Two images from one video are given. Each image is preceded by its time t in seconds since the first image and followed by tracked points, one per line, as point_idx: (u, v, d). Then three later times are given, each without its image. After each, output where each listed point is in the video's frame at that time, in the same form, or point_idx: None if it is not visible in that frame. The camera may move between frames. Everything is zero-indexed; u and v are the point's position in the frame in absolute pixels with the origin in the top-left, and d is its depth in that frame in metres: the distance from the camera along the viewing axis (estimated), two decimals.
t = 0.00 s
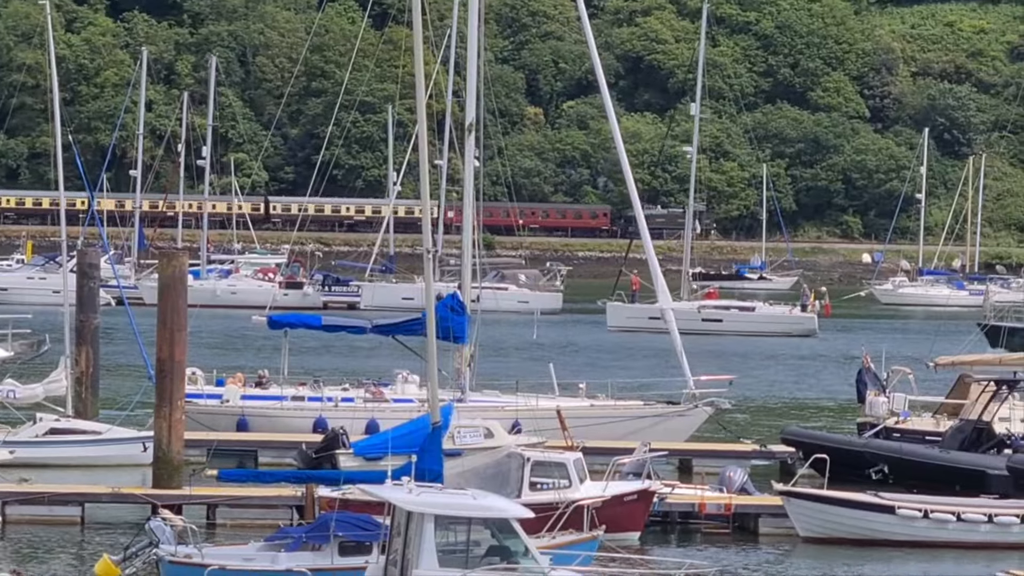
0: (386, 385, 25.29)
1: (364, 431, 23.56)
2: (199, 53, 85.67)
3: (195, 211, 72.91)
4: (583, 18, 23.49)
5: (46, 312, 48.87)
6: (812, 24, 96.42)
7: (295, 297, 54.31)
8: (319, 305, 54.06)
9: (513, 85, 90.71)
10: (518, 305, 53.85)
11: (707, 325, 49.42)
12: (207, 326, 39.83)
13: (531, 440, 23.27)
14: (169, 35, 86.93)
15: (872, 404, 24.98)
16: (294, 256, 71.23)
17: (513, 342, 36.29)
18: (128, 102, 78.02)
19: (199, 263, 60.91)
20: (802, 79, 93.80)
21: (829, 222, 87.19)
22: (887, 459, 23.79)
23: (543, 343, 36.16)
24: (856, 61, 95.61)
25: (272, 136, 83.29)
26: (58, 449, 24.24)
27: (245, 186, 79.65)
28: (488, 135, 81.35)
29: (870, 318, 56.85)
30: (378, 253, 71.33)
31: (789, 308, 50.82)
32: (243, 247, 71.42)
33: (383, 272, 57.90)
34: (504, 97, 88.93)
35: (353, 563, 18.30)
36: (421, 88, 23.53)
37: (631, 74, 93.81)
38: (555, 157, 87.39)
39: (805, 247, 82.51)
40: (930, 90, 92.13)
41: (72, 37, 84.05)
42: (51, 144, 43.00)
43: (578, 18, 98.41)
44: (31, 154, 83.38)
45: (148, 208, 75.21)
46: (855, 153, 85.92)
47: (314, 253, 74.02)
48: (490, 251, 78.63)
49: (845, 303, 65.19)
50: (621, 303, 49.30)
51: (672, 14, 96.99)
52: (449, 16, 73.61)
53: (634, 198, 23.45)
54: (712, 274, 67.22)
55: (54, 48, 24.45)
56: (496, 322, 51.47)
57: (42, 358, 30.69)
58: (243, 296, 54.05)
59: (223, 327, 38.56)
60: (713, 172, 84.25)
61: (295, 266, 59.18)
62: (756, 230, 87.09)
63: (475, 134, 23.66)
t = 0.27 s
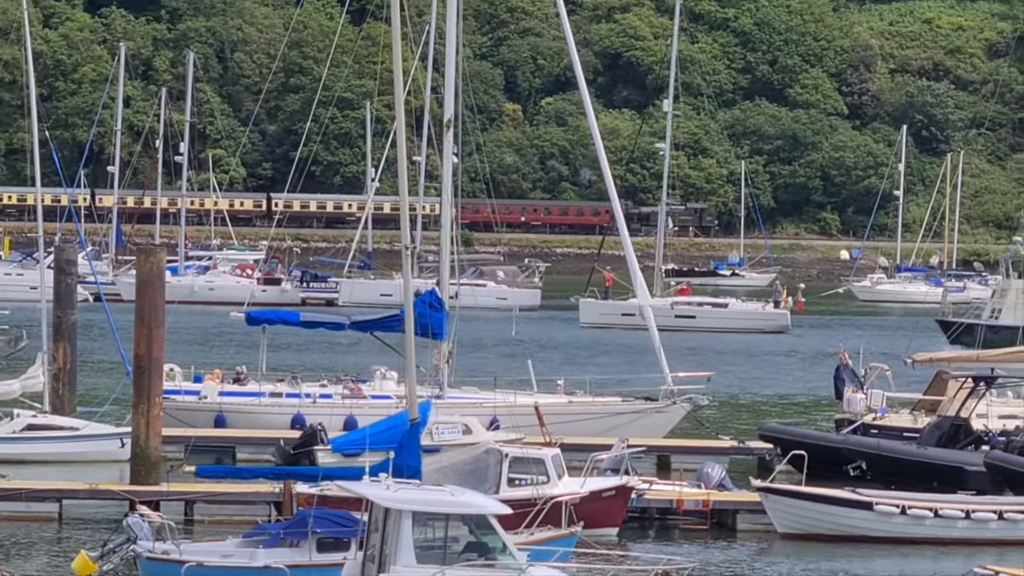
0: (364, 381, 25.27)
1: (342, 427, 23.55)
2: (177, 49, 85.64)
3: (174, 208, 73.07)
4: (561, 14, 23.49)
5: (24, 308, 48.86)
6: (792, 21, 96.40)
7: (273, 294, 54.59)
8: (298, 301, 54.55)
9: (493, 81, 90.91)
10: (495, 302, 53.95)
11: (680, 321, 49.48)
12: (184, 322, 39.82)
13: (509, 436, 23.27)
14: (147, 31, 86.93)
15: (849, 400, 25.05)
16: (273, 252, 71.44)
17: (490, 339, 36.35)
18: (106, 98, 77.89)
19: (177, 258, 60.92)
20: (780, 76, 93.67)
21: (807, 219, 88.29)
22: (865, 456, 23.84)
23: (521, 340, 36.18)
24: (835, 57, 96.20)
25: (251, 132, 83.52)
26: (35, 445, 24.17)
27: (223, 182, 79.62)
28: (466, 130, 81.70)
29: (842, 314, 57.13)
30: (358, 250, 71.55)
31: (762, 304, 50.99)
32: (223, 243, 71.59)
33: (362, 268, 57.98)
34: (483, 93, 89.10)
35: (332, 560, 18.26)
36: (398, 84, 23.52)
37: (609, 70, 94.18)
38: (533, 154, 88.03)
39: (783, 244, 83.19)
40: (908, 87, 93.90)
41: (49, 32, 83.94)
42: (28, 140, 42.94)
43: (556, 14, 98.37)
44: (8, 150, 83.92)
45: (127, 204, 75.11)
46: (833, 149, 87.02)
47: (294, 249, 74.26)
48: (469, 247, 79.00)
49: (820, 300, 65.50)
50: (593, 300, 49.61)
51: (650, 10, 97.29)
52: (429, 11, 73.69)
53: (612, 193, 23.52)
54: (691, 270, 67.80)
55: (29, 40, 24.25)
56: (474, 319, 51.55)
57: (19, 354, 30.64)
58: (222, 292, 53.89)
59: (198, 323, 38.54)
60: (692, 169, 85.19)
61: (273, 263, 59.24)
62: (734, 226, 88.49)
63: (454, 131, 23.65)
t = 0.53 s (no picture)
0: (343, 378, 25.26)
1: (321, 424, 23.54)
2: (156, 45, 85.61)
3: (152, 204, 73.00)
4: (541, 11, 23.45)
5: (2, 305, 48.87)
6: (771, 18, 97.39)
7: (252, 291, 54.64)
8: (276, 297, 54.67)
9: (472, 77, 91.32)
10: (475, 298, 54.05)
11: (654, 317, 49.66)
12: (161, 318, 39.82)
13: (488, 433, 23.28)
14: (126, 28, 87.05)
15: (829, 396, 25.09)
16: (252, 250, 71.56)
17: (468, 336, 36.39)
18: (84, 94, 77.83)
19: (156, 256, 61.02)
20: (759, 73, 94.71)
21: (787, 215, 87.94)
22: (845, 452, 23.87)
23: (499, 337, 36.23)
24: (814, 54, 96.68)
25: (230, 128, 83.45)
26: (14, 442, 24.13)
27: (202, 178, 79.62)
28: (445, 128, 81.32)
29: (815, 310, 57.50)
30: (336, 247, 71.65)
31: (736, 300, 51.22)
32: (201, 240, 71.66)
33: (341, 264, 58.08)
34: (462, 90, 89.31)
35: (311, 556, 18.23)
36: (377, 81, 23.50)
37: (589, 67, 94.20)
38: (512, 150, 88.17)
39: (762, 240, 82.95)
40: (887, 85, 94.26)
41: (27, 28, 83.97)
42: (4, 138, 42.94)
43: (536, 10, 98.65)
44: None
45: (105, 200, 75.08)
46: (812, 146, 86.73)
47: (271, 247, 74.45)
48: (448, 244, 79.20)
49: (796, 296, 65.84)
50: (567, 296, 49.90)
51: (630, 6, 97.53)
52: (407, 9, 73.67)
53: (591, 190, 23.44)
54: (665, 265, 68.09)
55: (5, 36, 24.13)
56: (453, 315, 51.59)
57: None
58: (200, 289, 53.82)
59: (177, 320, 38.56)
60: (671, 165, 87.05)
61: (252, 259, 59.33)
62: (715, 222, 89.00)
63: (433, 127, 23.64)
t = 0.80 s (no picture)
0: (319, 376, 25.25)
1: (296, 422, 23.53)
2: (132, 42, 85.49)
3: (128, 202, 73.18)
4: (518, 9, 23.45)
5: None
6: (748, 16, 98.72)
7: (228, 289, 54.92)
8: (253, 295, 55.00)
9: (449, 76, 91.77)
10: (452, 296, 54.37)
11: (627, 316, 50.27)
12: (138, 316, 39.96)
13: (464, 431, 23.26)
14: (103, 26, 87.27)
15: (805, 395, 25.14)
16: (228, 247, 72.16)
17: (443, 335, 36.46)
18: (60, 92, 77.94)
19: (133, 253, 61.38)
20: (736, 72, 95.92)
21: (763, 213, 88.88)
22: (821, 451, 23.90)
23: (474, 336, 36.33)
24: (791, 52, 97.29)
25: (205, 126, 83.13)
26: None
27: (178, 176, 79.84)
28: (422, 125, 81.26)
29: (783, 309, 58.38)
30: (312, 244, 72.05)
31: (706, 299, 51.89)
32: (176, 238, 72.04)
33: (317, 262, 58.63)
34: (439, 87, 89.74)
35: (288, 555, 18.20)
36: (354, 78, 23.51)
37: (565, 65, 94.45)
38: (488, 148, 88.39)
39: (738, 238, 84.79)
40: (864, 83, 94.60)
41: (4, 26, 84.25)
42: None
43: (513, 9, 99.44)
44: None
45: (81, 198, 75.25)
46: (789, 145, 87.18)
47: (248, 245, 75.16)
48: (424, 242, 79.88)
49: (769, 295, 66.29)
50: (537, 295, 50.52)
51: (606, 5, 98.05)
52: (383, 6, 73.79)
53: (567, 188, 23.40)
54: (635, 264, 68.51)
55: None
56: (430, 314, 51.98)
57: None
58: (176, 287, 54.46)
59: (153, 317, 38.70)
60: (647, 163, 87.87)
61: (229, 257, 59.78)
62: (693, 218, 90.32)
63: (410, 125, 23.64)
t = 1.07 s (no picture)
0: (297, 373, 25.27)
1: (275, 418, 23.56)
2: (111, 39, 85.86)
3: (105, 199, 73.59)
4: (497, 6, 23.46)
5: None
6: (726, 13, 99.44)
7: (206, 285, 55.37)
8: (231, 292, 55.45)
9: (427, 73, 92.63)
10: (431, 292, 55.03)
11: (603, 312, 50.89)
12: (115, 313, 40.07)
13: (442, 428, 23.28)
14: (80, 21, 87.00)
15: (783, 391, 25.19)
16: (206, 243, 72.97)
17: (420, 331, 36.61)
18: (38, 88, 78.28)
19: (110, 250, 61.97)
20: (714, 68, 97.40)
21: (742, 211, 90.98)
22: (800, 448, 23.95)
23: (452, 331, 36.53)
24: (769, 49, 98.71)
25: (185, 122, 83.64)
26: None
27: (155, 173, 80.41)
28: (401, 123, 81.35)
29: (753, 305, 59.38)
30: (290, 242, 72.77)
31: (678, 295, 52.73)
32: (155, 234, 72.73)
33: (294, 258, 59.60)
34: (418, 84, 90.77)
35: (265, 552, 18.12)
36: (333, 76, 23.49)
37: (544, 62, 95.02)
38: (466, 145, 88.99)
39: (716, 236, 86.11)
40: (842, 80, 95.98)
41: None
42: None
43: (491, 5, 100.30)
44: None
45: (59, 194, 75.60)
46: (766, 142, 89.56)
47: (228, 241, 76.16)
48: (402, 240, 80.86)
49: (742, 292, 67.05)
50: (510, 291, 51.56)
51: (584, 2, 98.71)
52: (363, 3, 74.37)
53: (546, 185, 23.39)
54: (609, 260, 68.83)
55: None
56: (409, 310, 52.71)
57: None
58: (154, 283, 54.81)
59: (130, 314, 38.82)
60: (626, 161, 89.59)
61: (207, 254, 60.40)
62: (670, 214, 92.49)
63: (388, 122, 23.63)
